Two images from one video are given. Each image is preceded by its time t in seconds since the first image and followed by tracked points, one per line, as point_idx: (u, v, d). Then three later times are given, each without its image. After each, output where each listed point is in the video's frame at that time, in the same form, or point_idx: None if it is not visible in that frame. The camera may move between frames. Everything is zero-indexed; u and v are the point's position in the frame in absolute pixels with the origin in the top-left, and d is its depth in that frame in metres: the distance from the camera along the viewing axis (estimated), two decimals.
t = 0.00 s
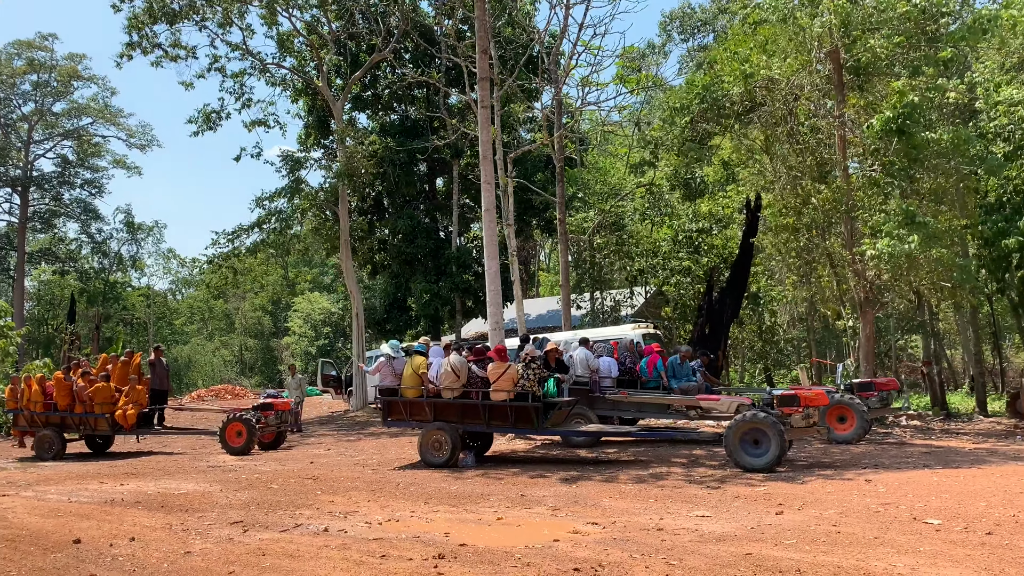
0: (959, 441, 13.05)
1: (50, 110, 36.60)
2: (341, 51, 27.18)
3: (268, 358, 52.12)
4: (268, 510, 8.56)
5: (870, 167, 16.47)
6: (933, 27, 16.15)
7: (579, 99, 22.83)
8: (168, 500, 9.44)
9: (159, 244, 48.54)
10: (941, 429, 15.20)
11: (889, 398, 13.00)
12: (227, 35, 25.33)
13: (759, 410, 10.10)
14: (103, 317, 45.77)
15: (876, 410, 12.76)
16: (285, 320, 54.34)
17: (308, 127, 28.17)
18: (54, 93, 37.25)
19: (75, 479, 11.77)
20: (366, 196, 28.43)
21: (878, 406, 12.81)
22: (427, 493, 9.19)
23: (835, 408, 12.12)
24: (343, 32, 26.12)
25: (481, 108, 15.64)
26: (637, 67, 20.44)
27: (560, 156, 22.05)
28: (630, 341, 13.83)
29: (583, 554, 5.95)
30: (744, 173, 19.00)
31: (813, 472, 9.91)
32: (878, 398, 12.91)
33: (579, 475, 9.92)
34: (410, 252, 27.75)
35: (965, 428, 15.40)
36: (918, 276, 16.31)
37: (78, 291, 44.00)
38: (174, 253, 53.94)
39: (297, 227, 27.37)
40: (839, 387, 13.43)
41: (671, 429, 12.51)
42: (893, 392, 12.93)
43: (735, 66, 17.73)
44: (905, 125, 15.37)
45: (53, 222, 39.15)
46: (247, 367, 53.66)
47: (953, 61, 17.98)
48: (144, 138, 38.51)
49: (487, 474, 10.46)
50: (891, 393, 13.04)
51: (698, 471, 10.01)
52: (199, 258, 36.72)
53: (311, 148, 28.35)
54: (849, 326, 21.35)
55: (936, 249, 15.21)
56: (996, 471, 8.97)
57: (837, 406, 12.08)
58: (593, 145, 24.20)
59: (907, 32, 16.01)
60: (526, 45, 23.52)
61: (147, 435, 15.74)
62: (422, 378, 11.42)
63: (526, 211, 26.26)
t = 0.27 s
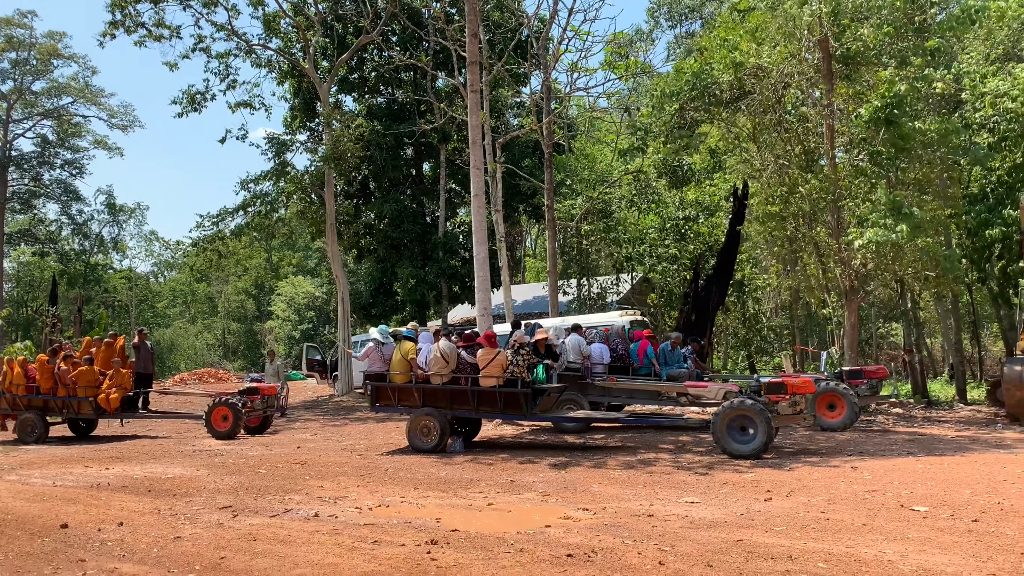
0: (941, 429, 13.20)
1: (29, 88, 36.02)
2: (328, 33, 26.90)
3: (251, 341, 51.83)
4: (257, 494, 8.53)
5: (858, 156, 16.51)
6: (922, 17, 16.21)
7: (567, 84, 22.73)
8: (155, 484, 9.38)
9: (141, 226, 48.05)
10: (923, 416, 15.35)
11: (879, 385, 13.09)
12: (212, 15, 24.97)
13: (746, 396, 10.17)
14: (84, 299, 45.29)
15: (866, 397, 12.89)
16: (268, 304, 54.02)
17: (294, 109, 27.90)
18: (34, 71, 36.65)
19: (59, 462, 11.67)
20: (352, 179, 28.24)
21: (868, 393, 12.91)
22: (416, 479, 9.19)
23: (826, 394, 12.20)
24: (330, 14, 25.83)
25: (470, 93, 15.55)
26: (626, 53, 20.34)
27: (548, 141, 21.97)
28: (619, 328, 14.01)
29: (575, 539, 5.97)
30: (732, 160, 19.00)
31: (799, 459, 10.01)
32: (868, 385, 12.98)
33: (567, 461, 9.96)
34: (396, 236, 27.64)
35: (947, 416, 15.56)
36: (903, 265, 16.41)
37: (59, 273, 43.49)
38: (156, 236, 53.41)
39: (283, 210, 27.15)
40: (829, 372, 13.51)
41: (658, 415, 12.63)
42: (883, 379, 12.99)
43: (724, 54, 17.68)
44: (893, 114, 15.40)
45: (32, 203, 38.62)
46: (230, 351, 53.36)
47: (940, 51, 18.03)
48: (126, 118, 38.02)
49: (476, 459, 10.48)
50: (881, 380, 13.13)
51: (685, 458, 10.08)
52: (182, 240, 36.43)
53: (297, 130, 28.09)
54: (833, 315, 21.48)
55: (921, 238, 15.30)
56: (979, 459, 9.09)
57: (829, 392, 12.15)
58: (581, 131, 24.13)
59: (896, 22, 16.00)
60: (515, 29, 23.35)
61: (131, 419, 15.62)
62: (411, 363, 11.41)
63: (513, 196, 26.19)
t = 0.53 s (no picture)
0: (930, 419, 13.30)
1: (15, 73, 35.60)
2: (318, 19, 26.68)
3: (240, 330, 51.62)
4: (250, 483, 8.49)
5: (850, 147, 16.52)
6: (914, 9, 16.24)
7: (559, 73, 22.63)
8: (146, 472, 9.33)
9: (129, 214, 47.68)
10: (913, 407, 15.43)
11: (875, 375, 13.32)
12: None
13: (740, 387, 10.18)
14: (71, 286, 44.95)
15: (861, 388, 13.09)
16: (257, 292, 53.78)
17: (284, 96, 27.70)
18: (19, 56, 36.22)
19: (49, 450, 11.59)
20: (343, 167, 28.10)
21: (864, 383, 13.13)
22: (409, 467, 9.18)
23: (825, 384, 12.24)
24: None
25: (463, 81, 15.47)
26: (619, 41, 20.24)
27: (540, 130, 21.88)
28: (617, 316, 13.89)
29: (570, 528, 5.98)
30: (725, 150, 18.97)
31: (790, 448, 10.06)
32: (863, 375, 13.22)
33: (560, 450, 9.97)
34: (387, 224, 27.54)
35: (936, 406, 15.65)
36: (894, 256, 16.47)
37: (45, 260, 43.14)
38: (143, 223, 53.01)
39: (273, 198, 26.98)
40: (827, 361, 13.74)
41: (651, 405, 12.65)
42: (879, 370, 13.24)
43: (718, 43, 17.63)
44: (885, 105, 15.41)
45: (18, 189, 38.23)
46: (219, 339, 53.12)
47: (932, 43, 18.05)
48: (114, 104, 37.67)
49: (469, 448, 10.47)
50: (877, 370, 13.40)
51: (678, 447, 10.11)
52: (170, 228, 36.20)
53: (286, 117, 27.89)
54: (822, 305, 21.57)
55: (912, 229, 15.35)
56: (969, 449, 9.16)
57: (829, 383, 12.17)
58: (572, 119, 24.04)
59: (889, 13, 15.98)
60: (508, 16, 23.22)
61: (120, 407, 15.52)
62: (403, 352, 11.38)
63: (505, 185, 26.11)
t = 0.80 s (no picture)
0: (923, 412, 13.34)
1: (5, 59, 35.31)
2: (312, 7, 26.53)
3: (232, 319, 51.46)
4: (244, 472, 8.48)
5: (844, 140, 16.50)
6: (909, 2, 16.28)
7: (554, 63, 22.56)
8: (140, 461, 9.30)
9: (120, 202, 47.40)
10: (904, 399, 15.49)
11: (878, 367, 13.25)
12: None
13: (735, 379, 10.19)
14: (62, 275, 44.70)
15: (864, 380, 13.08)
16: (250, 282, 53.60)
17: (277, 85, 27.55)
18: (10, 42, 35.91)
19: (41, 439, 11.54)
20: (336, 157, 27.99)
21: (867, 376, 13.09)
22: (403, 457, 9.17)
23: (830, 376, 12.23)
24: None
25: (458, 71, 15.41)
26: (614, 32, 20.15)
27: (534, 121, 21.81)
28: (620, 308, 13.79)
29: (566, 518, 5.99)
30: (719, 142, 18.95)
31: (784, 440, 10.09)
32: (867, 367, 13.15)
33: (555, 441, 9.97)
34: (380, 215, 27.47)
35: (927, 399, 15.71)
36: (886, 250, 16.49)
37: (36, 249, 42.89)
38: (135, 212, 52.73)
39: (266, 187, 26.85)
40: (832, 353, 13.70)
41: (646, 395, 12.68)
42: (883, 363, 13.15)
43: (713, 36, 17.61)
44: (880, 99, 15.40)
45: (8, 176, 37.96)
46: (211, 329, 52.96)
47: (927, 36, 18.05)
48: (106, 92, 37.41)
49: (463, 438, 10.47)
50: (880, 363, 13.29)
51: (672, 438, 10.12)
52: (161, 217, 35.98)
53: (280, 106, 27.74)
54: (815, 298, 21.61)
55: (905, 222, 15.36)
56: (961, 442, 9.20)
57: (834, 375, 12.18)
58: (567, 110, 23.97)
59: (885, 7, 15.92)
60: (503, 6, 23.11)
61: (113, 396, 15.47)
62: (398, 342, 11.35)
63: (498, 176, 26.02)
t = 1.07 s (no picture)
0: (918, 407, 13.39)
1: None
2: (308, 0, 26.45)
3: (228, 313, 51.38)
4: (241, 465, 8.48)
5: (841, 136, 16.49)
6: None
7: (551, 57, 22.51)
8: (136, 455, 9.30)
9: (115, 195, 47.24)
10: (899, 395, 15.54)
11: (887, 364, 13.35)
12: None
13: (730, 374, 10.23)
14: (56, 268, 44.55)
15: (871, 376, 13.19)
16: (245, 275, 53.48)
17: (273, 78, 27.46)
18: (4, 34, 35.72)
19: (37, 432, 11.53)
20: (332, 151, 27.93)
21: (874, 371, 13.20)
22: (399, 451, 9.19)
23: (839, 371, 12.34)
24: None
25: (455, 65, 15.40)
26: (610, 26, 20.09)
27: (530, 115, 21.77)
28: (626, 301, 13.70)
29: (562, 512, 6.01)
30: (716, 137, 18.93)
31: (779, 435, 10.13)
32: (876, 364, 13.31)
33: (551, 435, 10.00)
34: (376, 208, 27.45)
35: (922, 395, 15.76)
36: (883, 245, 16.50)
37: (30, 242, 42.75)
38: (130, 205, 52.55)
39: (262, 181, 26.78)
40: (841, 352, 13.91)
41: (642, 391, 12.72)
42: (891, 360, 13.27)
43: (711, 31, 17.58)
44: (876, 94, 15.40)
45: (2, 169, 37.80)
46: (206, 323, 52.87)
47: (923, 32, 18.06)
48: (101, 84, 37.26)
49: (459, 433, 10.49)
50: (889, 360, 13.42)
51: (668, 433, 10.15)
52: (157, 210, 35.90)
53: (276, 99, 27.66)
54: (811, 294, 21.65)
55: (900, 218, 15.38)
56: (956, 437, 9.24)
57: (841, 370, 12.28)
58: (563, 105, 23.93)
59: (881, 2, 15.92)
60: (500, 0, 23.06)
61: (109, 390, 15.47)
62: (395, 337, 11.36)
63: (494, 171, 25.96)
